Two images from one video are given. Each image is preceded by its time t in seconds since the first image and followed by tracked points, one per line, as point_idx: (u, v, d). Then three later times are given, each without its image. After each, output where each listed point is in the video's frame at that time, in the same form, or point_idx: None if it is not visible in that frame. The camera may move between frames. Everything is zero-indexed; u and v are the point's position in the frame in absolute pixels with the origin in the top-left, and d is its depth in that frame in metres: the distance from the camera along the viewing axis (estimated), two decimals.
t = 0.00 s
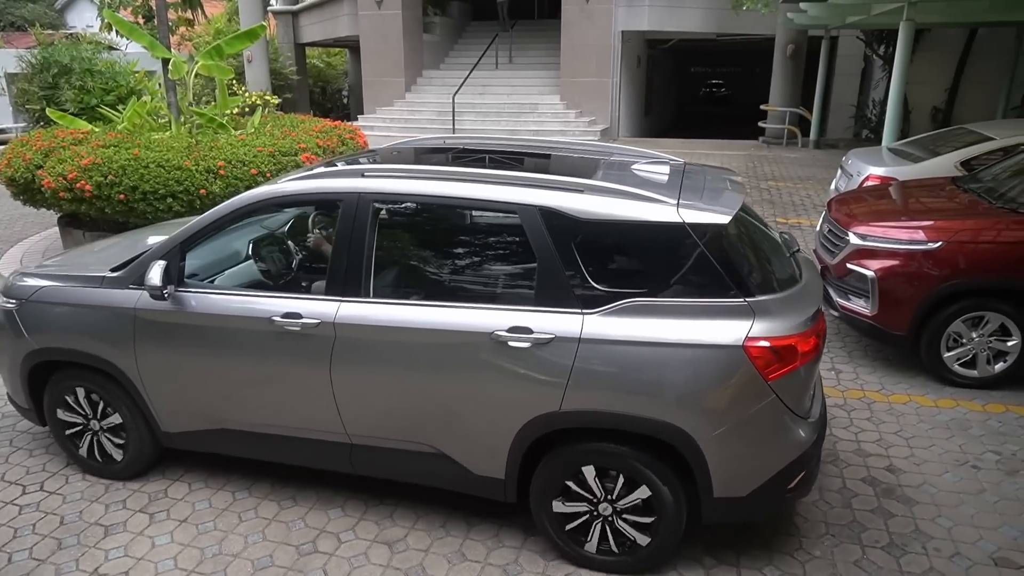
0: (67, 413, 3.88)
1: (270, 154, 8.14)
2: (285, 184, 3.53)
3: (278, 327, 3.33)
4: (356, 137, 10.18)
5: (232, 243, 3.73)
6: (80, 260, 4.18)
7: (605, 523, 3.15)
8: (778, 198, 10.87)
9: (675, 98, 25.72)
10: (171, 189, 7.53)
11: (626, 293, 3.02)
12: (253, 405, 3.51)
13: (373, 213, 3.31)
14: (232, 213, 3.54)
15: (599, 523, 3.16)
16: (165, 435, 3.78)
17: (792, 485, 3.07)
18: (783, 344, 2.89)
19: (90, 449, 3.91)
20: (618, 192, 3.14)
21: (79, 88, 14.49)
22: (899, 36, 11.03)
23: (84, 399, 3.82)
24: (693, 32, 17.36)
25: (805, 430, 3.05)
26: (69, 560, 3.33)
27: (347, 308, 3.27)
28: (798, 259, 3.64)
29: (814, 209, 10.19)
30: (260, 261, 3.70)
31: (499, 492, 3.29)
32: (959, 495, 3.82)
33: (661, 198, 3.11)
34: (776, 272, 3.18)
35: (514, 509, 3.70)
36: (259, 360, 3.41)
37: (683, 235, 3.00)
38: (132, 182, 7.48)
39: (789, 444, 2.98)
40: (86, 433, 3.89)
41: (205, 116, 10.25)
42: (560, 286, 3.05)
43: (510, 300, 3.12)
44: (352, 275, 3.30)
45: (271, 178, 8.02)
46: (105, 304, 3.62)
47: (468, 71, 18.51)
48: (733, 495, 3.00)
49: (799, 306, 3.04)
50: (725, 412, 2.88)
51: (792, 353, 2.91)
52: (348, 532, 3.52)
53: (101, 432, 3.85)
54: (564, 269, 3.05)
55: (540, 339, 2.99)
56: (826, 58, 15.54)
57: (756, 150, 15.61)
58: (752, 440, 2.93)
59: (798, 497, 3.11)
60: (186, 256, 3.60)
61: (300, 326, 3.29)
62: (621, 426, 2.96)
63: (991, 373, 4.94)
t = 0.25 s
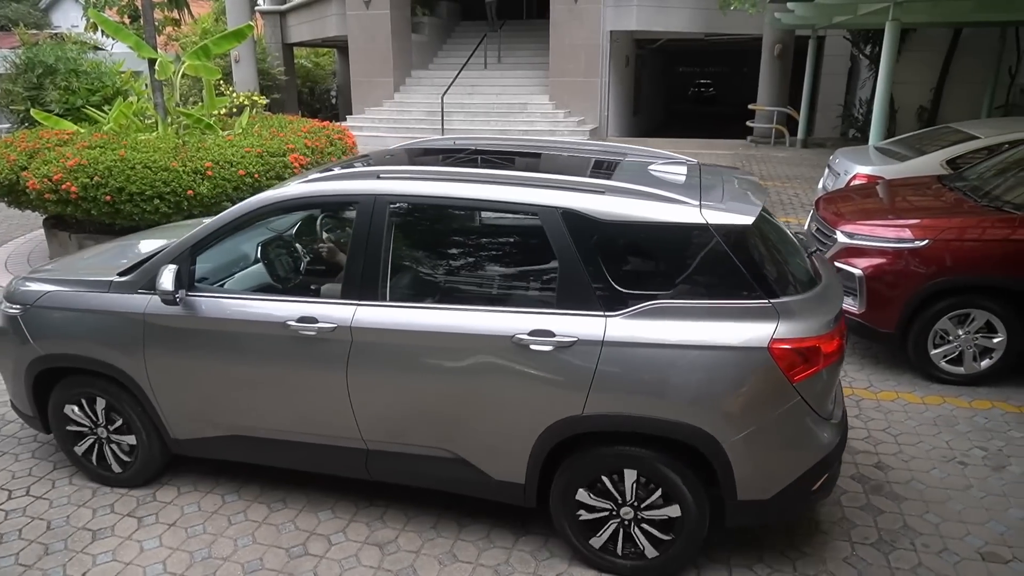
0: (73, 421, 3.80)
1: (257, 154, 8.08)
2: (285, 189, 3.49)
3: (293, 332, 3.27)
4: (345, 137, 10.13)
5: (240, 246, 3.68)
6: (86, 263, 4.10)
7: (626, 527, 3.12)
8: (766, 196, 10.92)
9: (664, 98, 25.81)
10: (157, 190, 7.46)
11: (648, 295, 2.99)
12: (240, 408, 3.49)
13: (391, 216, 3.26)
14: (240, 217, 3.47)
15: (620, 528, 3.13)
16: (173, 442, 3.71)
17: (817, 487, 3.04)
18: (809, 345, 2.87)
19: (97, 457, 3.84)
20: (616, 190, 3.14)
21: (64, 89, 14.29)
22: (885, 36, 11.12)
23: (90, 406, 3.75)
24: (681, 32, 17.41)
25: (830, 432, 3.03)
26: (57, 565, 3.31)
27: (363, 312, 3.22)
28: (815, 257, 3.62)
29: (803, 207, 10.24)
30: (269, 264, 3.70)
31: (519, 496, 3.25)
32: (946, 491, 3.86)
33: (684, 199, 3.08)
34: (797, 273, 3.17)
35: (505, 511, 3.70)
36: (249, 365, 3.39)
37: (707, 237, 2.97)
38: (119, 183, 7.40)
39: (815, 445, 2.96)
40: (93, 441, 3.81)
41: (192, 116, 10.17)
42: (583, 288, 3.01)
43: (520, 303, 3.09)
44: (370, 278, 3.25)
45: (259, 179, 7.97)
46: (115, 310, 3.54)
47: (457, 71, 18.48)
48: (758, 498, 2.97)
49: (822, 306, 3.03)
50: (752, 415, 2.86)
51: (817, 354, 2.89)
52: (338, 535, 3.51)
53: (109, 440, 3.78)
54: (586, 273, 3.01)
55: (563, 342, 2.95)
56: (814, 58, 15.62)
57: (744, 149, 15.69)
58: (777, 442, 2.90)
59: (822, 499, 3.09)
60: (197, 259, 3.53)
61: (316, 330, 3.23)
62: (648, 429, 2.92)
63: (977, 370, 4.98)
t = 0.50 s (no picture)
0: (79, 427, 3.75)
1: (244, 155, 8.02)
2: (289, 193, 3.44)
3: (307, 335, 3.23)
4: (333, 137, 10.09)
5: (248, 248, 3.62)
6: (89, 267, 4.04)
7: (646, 530, 3.09)
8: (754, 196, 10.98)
9: (651, 97, 25.89)
10: (143, 191, 7.39)
11: (669, 297, 2.97)
12: (226, 410, 3.47)
13: (407, 218, 3.23)
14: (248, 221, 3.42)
15: (640, 531, 3.10)
16: (182, 448, 3.66)
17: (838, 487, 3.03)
18: (830, 344, 2.85)
19: (104, 463, 3.79)
20: (610, 187, 3.15)
21: (48, 89, 13.99)
22: (871, 36, 11.21)
23: (97, 412, 3.70)
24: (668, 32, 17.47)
25: (851, 432, 3.01)
26: (42, 570, 3.28)
27: (378, 315, 3.17)
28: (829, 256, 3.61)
29: (790, 206, 10.31)
30: (277, 267, 3.66)
31: (536, 500, 3.21)
32: (932, 486, 3.89)
33: (703, 199, 3.06)
34: (815, 274, 3.16)
35: (494, 511, 3.70)
36: (238, 367, 3.37)
37: (729, 237, 2.95)
38: (104, 184, 7.32)
39: (837, 446, 2.94)
40: (99, 448, 3.76)
41: (178, 117, 10.09)
42: (603, 290, 2.99)
43: (520, 304, 3.08)
44: (386, 280, 3.20)
45: (246, 179, 7.91)
46: (123, 314, 3.48)
47: (445, 71, 18.45)
48: (780, 500, 2.95)
49: (843, 307, 3.01)
50: (776, 416, 2.84)
51: (838, 355, 2.87)
52: (327, 537, 3.49)
53: (116, 446, 3.73)
54: (607, 274, 2.98)
55: (583, 344, 2.92)
56: (800, 58, 15.72)
57: (731, 149, 15.77)
58: (801, 443, 2.88)
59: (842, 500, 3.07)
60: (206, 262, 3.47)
61: (331, 334, 3.19)
62: (670, 433, 2.90)
63: (962, 367, 5.03)
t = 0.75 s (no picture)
0: (82, 433, 3.68)
1: (229, 155, 7.96)
2: (290, 196, 3.39)
3: (319, 339, 3.18)
4: (319, 138, 10.05)
5: (255, 251, 3.57)
6: (89, 270, 3.98)
7: (664, 533, 3.06)
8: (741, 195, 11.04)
9: (639, 97, 25.96)
10: (127, 192, 7.32)
11: (689, 297, 2.95)
12: (220, 414, 3.43)
13: (421, 219, 3.19)
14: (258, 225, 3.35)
15: (657, 533, 3.07)
16: (189, 454, 3.59)
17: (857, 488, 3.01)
18: (851, 344, 2.83)
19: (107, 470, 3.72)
20: (602, 185, 3.14)
21: (29, 90, 13.59)
22: (855, 37, 11.29)
23: (100, 418, 3.63)
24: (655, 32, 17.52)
25: (871, 433, 3.00)
26: None
27: (392, 318, 3.13)
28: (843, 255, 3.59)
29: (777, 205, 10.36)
30: (285, 271, 3.63)
31: (553, 504, 3.18)
32: (917, 483, 3.92)
33: (722, 199, 3.03)
34: (834, 274, 3.14)
35: (483, 512, 3.69)
36: (235, 370, 3.33)
37: (749, 238, 2.92)
38: (87, 185, 7.24)
39: (857, 447, 2.92)
40: (102, 454, 3.69)
41: (163, 117, 10.01)
42: (622, 291, 2.96)
43: (514, 304, 3.08)
44: (399, 282, 3.17)
45: (231, 180, 7.84)
46: (129, 318, 3.41)
47: (432, 72, 18.41)
48: (799, 502, 2.93)
49: (862, 307, 2.99)
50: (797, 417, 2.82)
51: (858, 355, 2.85)
52: (315, 539, 3.47)
53: (119, 452, 3.66)
54: (627, 276, 2.96)
55: (602, 346, 2.90)
56: (786, 58, 15.81)
57: (717, 148, 15.84)
58: (823, 445, 2.86)
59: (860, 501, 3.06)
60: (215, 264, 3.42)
61: (344, 338, 3.14)
62: (694, 435, 2.88)
63: (946, 364, 5.08)
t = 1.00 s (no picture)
0: (86, 440, 3.62)
1: (215, 156, 7.91)
2: (292, 200, 3.35)
3: (333, 343, 3.14)
4: (305, 138, 10.00)
5: (260, 253, 3.50)
6: (90, 274, 3.92)
7: (680, 534, 3.05)
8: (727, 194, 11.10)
9: (625, 97, 26.03)
10: (111, 194, 7.24)
11: (705, 299, 2.94)
12: (211, 417, 3.40)
13: (434, 221, 3.18)
14: (265, 229, 3.32)
15: (673, 535, 3.06)
16: (198, 460, 3.55)
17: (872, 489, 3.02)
18: (868, 344, 2.84)
19: (112, 477, 3.66)
20: (594, 184, 3.15)
21: (10, 90, 13.29)
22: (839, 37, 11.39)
23: (105, 425, 3.57)
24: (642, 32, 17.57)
25: (887, 433, 3.01)
26: None
27: (407, 320, 3.10)
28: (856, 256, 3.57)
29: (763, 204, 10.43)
30: (291, 273, 3.55)
31: (569, 508, 3.17)
32: (902, 480, 3.96)
33: (738, 200, 3.02)
34: (849, 274, 3.14)
35: (472, 512, 3.69)
36: (237, 373, 3.29)
37: (767, 239, 2.91)
38: (70, 186, 7.14)
39: (874, 448, 2.93)
40: (107, 461, 3.64)
41: (148, 118, 9.91)
42: (640, 293, 2.95)
43: (506, 304, 3.08)
44: (414, 285, 3.14)
45: (216, 181, 7.80)
46: (136, 323, 3.36)
47: (419, 72, 18.37)
48: (816, 503, 2.93)
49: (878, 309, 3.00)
50: (816, 417, 2.82)
51: (875, 355, 2.86)
52: (302, 541, 3.46)
53: (125, 459, 3.61)
54: (644, 277, 2.95)
55: (620, 348, 2.88)
56: (771, 58, 15.92)
57: (704, 148, 15.92)
58: (841, 446, 2.86)
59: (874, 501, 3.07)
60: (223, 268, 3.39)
61: (358, 341, 3.11)
62: (712, 437, 2.87)
63: (931, 361, 5.14)
